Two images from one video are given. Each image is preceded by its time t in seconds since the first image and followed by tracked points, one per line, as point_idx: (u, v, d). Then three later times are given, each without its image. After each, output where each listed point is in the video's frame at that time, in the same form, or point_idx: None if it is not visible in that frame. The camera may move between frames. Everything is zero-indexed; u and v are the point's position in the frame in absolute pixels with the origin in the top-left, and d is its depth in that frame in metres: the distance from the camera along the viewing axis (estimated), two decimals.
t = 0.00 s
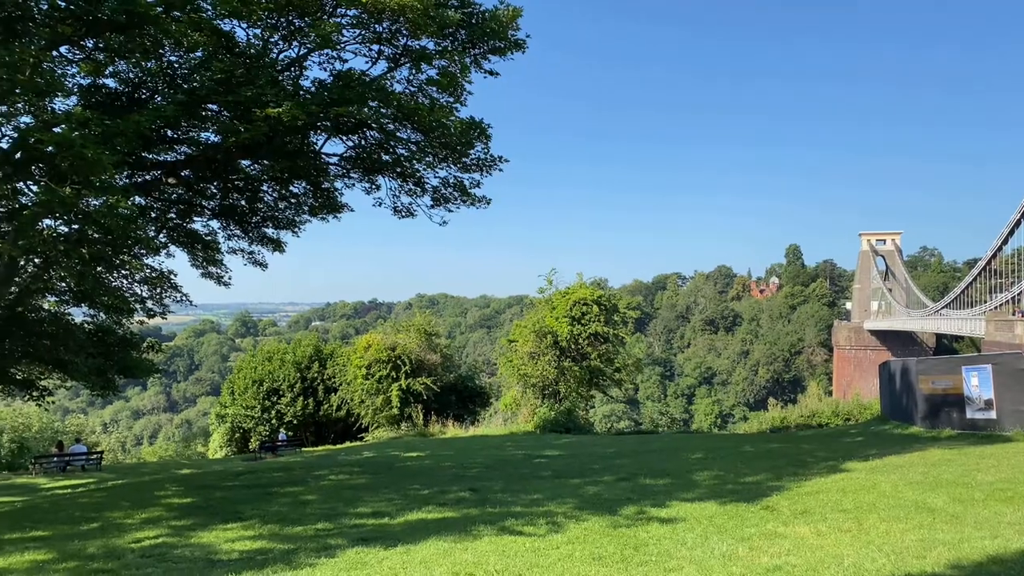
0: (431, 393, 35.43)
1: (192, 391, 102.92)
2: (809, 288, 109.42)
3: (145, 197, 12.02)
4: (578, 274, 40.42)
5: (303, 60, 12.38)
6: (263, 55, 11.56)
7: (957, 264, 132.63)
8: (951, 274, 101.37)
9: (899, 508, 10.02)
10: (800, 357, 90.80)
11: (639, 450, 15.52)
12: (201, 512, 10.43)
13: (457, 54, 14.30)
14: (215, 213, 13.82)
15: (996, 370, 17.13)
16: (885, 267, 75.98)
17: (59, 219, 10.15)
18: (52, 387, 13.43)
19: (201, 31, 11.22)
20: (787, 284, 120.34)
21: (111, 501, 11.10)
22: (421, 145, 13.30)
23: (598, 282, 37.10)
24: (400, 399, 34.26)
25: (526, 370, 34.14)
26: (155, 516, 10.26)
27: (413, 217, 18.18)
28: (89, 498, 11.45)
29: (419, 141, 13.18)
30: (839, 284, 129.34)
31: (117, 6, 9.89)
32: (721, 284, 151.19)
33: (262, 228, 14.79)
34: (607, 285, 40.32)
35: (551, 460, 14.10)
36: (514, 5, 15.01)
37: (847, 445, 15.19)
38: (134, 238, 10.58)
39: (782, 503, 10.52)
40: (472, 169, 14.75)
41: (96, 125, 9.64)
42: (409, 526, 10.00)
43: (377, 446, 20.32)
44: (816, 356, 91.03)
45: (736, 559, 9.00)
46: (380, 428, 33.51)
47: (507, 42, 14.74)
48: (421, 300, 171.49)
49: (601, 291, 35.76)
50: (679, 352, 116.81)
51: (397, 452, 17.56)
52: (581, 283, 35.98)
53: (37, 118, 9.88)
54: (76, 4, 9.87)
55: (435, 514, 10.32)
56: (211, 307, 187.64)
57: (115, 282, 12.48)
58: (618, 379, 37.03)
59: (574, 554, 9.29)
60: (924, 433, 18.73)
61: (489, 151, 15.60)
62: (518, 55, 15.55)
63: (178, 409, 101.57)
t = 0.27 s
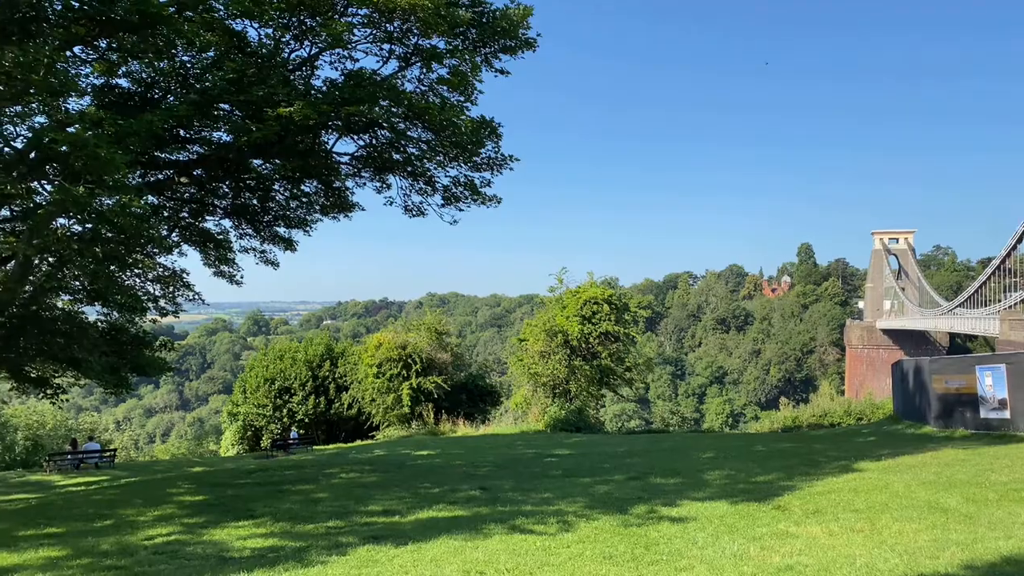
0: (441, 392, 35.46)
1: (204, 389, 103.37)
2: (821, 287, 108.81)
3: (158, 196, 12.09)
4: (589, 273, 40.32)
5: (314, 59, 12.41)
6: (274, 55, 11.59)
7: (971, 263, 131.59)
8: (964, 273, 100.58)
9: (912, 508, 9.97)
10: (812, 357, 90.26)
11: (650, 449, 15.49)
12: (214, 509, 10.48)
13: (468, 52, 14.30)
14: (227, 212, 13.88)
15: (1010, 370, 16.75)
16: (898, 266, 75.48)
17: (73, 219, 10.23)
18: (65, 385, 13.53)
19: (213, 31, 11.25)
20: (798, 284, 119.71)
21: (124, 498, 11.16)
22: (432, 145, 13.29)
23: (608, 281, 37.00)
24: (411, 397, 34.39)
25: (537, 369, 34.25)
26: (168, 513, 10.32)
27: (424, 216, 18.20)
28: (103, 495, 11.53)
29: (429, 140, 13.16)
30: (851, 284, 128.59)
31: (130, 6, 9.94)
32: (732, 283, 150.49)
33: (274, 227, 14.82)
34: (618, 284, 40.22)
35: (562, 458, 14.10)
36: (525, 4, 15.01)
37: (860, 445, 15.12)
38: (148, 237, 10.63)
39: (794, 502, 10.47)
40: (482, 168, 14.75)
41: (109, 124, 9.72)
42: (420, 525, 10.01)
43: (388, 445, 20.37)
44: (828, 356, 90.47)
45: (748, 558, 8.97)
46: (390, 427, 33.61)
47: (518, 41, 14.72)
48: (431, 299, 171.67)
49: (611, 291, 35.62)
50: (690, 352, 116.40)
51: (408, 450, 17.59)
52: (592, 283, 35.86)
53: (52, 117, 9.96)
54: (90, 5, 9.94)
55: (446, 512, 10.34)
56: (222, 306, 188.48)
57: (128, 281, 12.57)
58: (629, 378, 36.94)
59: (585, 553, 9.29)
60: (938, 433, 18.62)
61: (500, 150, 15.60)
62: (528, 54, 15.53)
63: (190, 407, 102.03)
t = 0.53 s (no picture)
0: (455, 390, 35.52)
1: (220, 387, 104.00)
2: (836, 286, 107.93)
3: (173, 195, 12.19)
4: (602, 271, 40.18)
5: (329, 59, 12.44)
6: (289, 54, 11.62)
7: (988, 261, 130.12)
8: (982, 271, 99.47)
9: (928, 508, 9.90)
10: (828, 356, 89.59)
11: (664, 448, 15.44)
12: (229, 506, 10.53)
13: (482, 51, 14.31)
14: (242, 211, 13.97)
15: None
16: (915, 265, 74.75)
17: (91, 218, 10.29)
18: (83, 382, 13.64)
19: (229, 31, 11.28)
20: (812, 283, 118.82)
21: (140, 495, 11.24)
22: (446, 143, 13.30)
23: (622, 279, 36.85)
24: (425, 396, 34.46)
25: (550, 368, 34.25)
26: (184, 510, 10.38)
27: (438, 215, 18.23)
28: (120, 493, 11.61)
29: (443, 139, 13.16)
30: (867, 282, 127.56)
31: (147, 7, 10.01)
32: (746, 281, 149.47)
33: (289, 226, 14.90)
34: (631, 282, 40.05)
35: (575, 457, 14.08)
36: (539, 1, 14.98)
37: (876, 445, 15.01)
38: (164, 235, 10.70)
39: (809, 502, 10.41)
40: (496, 167, 14.77)
41: (126, 124, 9.79)
42: (434, 523, 10.03)
43: (402, 443, 20.42)
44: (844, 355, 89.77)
45: (763, 558, 8.93)
46: (405, 425, 33.72)
47: (532, 39, 14.72)
48: (444, 297, 171.85)
49: (625, 289, 35.51)
50: (704, 352, 115.88)
51: (422, 448, 17.61)
52: (606, 281, 35.80)
53: (69, 118, 10.00)
54: (107, 5, 10.00)
55: (460, 511, 10.35)
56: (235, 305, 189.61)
57: (145, 279, 12.64)
58: (643, 377, 36.82)
59: (599, 552, 9.28)
60: (955, 433, 18.46)
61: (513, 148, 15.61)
62: (542, 51, 15.52)
63: (206, 405, 102.66)
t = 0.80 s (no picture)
0: (468, 389, 35.52)
1: (234, 385, 104.55)
2: (850, 284, 107.03)
3: (189, 194, 12.28)
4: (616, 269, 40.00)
5: (343, 58, 12.47)
6: (303, 53, 11.64)
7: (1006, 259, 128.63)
8: (999, 269, 98.34)
9: (945, 508, 9.82)
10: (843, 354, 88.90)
11: (679, 447, 15.39)
12: (243, 504, 10.59)
13: (495, 49, 14.31)
14: (256, 210, 14.05)
15: None
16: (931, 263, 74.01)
17: (107, 216, 10.35)
18: (100, 380, 13.73)
19: (243, 30, 11.29)
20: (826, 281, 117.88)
21: (156, 492, 11.32)
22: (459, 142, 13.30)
23: (636, 278, 36.64)
24: (438, 394, 34.51)
25: (562, 366, 34.32)
26: (199, 507, 10.45)
27: (451, 214, 18.26)
28: (136, 490, 11.69)
29: (456, 137, 13.17)
30: (882, 280, 126.49)
31: (163, 7, 10.06)
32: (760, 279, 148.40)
33: (303, 225, 14.97)
34: (644, 280, 39.88)
35: (589, 456, 14.05)
36: None
37: (892, 444, 14.91)
38: (179, 234, 10.74)
39: (824, 501, 10.35)
40: (509, 165, 14.78)
41: (142, 123, 9.85)
42: (448, 521, 10.04)
43: (416, 441, 20.46)
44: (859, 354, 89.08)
45: (777, 557, 8.89)
46: (418, 423, 33.79)
47: (545, 37, 14.70)
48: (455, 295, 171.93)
49: (639, 287, 35.28)
50: (717, 351, 115.35)
51: (435, 446, 17.64)
52: (620, 279, 35.63)
53: (86, 118, 10.06)
54: (122, 6, 10.12)
55: (473, 508, 10.36)
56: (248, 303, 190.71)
57: (160, 278, 12.73)
58: (657, 376, 36.65)
59: (613, 550, 9.27)
60: (972, 432, 18.30)
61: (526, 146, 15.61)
62: (555, 49, 15.49)
63: (221, 403, 103.20)
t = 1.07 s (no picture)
0: (484, 387, 35.54)
1: (253, 382, 105.24)
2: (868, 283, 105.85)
3: (207, 193, 12.39)
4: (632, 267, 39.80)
5: (359, 56, 12.50)
6: (319, 52, 11.63)
7: None
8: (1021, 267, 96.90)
9: (966, 508, 9.71)
10: (862, 353, 88.02)
11: (696, 445, 15.33)
12: (261, 500, 10.65)
13: (511, 46, 14.31)
14: (274, 209, 14.14)
15: None
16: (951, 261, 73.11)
17: (127, 215, 10.43)
18: (120, 377, 13.83)
19: (261, 30, 11.29)
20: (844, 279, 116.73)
21: (176, 488, 11.41)
22: (475, 140, 13.31)
23: (653, 275, 36.40)
24: (454, 391, 34.58)
25: (579, 364, 34.26)
26: (218, 504, 10.52)
27: (467, 212, 18.30)
28: (156, 486, 11.78)
29: (473, 136, 13.18)
30: (901, 278, 125.09)
31: (181, 7, 10.13)
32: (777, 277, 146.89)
33: (320, 223, 15.04)
34: (661, 278, 39.67)
35: (606, 454, 14.01)
36: None
37: (913, 443, 14.77)
38: (198, 232, 10.77)
39: (843, 501, 10.28)
40: (525, 163, 14.78)
41: (161, 123, 9.92)
42: (464, 518, 10.05)
43: (432, 438, 20.50)
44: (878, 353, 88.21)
45: (795, 557, 8.83)
46: (434, 420, 33.88)
47: (561, 34, 14.67)
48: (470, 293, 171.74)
49: (655, 285, 35.02)
50: (733, 349, 114.71)
51: (451, 444, 17.67)
52: (636, 277, 35.43)
53: (105, 117, 10.09)
54: (142, 6, 10.20)
55: (490, 506, 10.36)
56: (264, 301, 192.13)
57: (179, 276, 12.84)
58: (674, 374, 36.46)
59: (630, 548, 9.24)
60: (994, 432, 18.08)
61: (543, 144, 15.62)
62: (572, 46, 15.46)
63: (239, 400, 103.89)
